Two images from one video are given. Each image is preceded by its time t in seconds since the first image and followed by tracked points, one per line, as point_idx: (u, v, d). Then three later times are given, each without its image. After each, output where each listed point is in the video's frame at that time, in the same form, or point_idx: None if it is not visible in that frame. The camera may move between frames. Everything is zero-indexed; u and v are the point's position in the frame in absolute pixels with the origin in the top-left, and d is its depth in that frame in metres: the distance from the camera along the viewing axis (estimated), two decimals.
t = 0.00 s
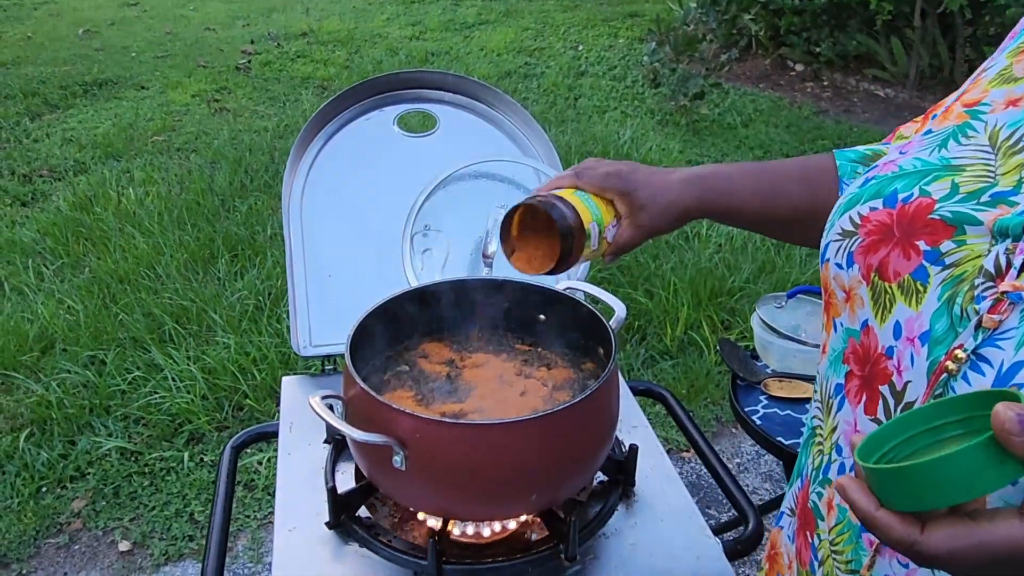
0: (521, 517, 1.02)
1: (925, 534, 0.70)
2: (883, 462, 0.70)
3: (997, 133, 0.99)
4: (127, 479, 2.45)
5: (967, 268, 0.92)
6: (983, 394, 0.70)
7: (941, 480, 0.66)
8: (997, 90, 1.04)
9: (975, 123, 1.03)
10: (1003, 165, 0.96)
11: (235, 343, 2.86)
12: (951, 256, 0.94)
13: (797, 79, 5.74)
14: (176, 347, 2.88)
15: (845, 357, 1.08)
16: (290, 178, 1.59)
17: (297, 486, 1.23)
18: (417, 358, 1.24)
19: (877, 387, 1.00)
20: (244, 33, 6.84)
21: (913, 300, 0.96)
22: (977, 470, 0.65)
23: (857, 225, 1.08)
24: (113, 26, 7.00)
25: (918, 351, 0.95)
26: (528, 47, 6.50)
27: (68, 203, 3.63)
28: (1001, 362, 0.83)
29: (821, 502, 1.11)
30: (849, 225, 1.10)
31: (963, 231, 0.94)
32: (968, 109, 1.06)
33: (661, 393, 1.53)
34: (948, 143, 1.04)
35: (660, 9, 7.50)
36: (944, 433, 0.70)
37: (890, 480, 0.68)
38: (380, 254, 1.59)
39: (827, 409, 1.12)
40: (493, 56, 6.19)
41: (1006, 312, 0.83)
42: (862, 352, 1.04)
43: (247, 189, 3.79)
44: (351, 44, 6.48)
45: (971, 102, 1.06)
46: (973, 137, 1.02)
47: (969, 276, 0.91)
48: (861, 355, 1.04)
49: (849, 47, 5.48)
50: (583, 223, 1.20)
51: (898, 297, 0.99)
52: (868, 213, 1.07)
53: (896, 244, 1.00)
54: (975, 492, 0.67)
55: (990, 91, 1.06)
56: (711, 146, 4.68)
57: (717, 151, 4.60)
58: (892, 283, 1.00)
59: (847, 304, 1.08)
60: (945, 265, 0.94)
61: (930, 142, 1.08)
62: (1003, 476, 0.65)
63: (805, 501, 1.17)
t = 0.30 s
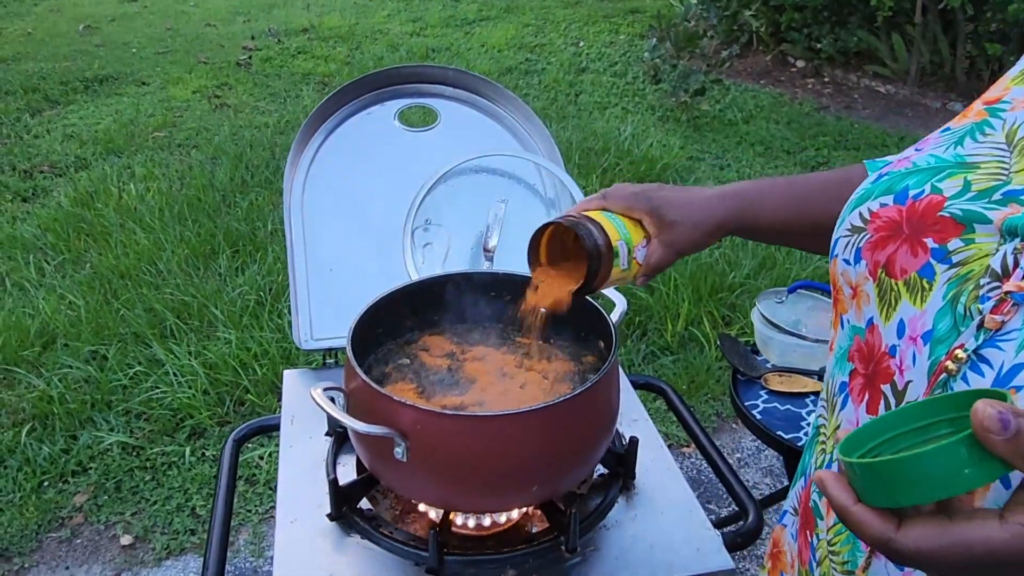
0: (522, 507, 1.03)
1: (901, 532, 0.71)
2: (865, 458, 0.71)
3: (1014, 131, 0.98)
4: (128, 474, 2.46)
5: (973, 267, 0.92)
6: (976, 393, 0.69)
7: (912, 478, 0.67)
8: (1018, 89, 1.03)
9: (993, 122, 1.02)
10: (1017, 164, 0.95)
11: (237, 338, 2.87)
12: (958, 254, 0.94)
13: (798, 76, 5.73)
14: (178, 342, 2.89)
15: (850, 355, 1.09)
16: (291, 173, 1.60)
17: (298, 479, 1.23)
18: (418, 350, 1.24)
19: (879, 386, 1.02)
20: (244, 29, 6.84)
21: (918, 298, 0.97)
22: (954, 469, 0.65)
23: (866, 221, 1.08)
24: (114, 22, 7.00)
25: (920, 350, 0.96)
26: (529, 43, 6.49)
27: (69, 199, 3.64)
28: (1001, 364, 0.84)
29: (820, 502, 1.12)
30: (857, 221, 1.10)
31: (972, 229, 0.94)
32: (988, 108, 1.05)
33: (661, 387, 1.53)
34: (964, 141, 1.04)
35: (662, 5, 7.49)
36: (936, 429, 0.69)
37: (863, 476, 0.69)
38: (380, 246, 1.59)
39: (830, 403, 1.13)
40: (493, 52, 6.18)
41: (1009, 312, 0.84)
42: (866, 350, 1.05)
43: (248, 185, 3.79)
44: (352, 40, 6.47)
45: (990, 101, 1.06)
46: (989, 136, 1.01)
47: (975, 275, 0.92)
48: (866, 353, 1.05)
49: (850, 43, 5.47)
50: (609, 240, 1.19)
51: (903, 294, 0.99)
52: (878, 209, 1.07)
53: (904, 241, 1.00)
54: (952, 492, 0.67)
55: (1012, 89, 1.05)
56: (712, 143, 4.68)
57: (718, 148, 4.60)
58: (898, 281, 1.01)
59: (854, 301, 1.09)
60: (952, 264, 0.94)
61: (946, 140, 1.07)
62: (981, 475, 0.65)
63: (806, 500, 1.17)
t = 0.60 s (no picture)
0: (525, 504, 1.03)
1: (868, 549, 0.79)
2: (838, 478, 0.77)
3: None
4: (131, 470, 2.46)
5: (986, 276, 0.96)
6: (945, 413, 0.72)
7: (880, 494, 0.73)
8: None
9: (1017, 131, 1.10)
10: None
11: (238, 335, 2.87)
12: (972, 263, 0.97)
13: (799, 73, 5.72)
14: (179, 339, 2.89)
15: (863, 362, 1.12)
16: (293, 170, 1.60)
17: (301, 475, 1.24)
18: (420, 347, 1.24)
19: (889, 394, 1.05)
20: (245, 26, 6.83)
21: (930, 307, 1.00)
22: (922, 489, 0.70)
23: (883, 226, 1.12)
24: (114, 18, 6.99)
25: (928, 360, 0.99)
26: (529, 40, 6.48)
27: (70, 196, 3.64)
28: (1005, 377, 0.87)
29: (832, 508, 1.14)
30: (876, 227, 1.13)
31: (987, 238, 0.98)
32: (1014, 116, 1.13)
33: (661, 382, 1.53)
34: (989, 147, 1.11)
35: (663, 2, 7.47)
36: (910, 450, 0.73)
37: (835, 493, 0.76)
38: (381, 243, 1.59)
39: (841, 410, 1.17)
40: (494, 49, 6.17)
41: (1015, 324, 0.87)
42: (879, 357, 1.08)
43: (248, 182, 3.79)
44: (353, 37, 6.46)
45: (1018, 109, 1.13)
46: (1014, 143, 1.09)
47: (987, 285, 0.95)
48: (878, 360, 1.08)
49: (851, 40, 5.46)
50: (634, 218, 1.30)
51: (915, 302, 1.03)
52: (897, 214, 1.11)
53: (920, 247, 1.04)
54: (914, 511, 0.72)
55: None
56: (713, 140, 4.68)
57: (719, 145, 4.59)
58: (911, 288, 1.04)
59: (869, 308, 1.12)
60: (966, 273, 0.98)
61: (971, 145, 1.14)
62: (946, 495, 0.69)
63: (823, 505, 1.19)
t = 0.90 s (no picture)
0: (526, 499, 1.03)
1: (824, 528, 0.83)
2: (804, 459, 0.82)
3: None
4: (132, 467, 2.46)
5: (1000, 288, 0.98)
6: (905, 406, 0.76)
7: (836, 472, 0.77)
8: None
9: None
10: None
11: (239, 332, 2.87)
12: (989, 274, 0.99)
13: (800, 70, 5.71)
14: (180, 335, 2.90)
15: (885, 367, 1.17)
16: (295, 167, 1.60)
17: (303, 471, 1.24)
18: (421, 343, 1.24)
19: (904, 400, 1.10)
20: (246, 23, 6.83)
21: (946, 316, 1.03)
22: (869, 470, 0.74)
23: (906, 235, 1.15)
24: (115, 15, 6.99)
25: (941, 368, 1.02)
26: (530, 37, 6.47)
27: (71, 193, 3.64)
28: (1003, 386, 0.90)
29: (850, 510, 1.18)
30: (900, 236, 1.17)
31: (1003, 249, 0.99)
32: None
33: (660, 379, 1.53)
34: (1014, 156, 1.08)
35: None
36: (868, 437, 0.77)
37: (800, 471, 0.81)
38: (384, 240, 1.60)
39: (868, 413, 1.23)
40: (494, 46, 6.16)
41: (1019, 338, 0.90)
42: (898, 363, 1.13)
43: (249, 179, 3.79)
44: (353, 34, 6.46)
45: None
46: None
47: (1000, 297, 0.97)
48: (896, 366, 1.13)
49: (851, 37, 5.46)
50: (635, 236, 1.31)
51: (933, 311, 1.06)
52: (919, 222, 1.14)
53: (939, 257, 1.07)
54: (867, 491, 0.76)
55: None
56: (714, 137, 4.68)
57: (720, 142, 4.59)
58: (929, 297, 1.07)
59: (892, 314, 1.16)
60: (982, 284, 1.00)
61: (1000, 152, 1.12)
62: (899, 478, 0.73)
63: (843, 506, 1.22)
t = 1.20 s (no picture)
0: (527, 496, 1.03)
1: (803, 506, 0.77)
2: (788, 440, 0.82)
3: None
4: (131, 463, 2.46)
5: (1015, 289, 0.97)
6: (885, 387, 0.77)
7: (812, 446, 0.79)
8: None
9: None
10: None
11: (239, 329, 2.88)
12: (1003, 274, 0.99)
13: (800, 67, 5.71)
14: (180, 332, 2.90)
15: (897, 365, 1.17)
16: (294, 163, 1.60)
17: (302, 468, 1.24)
18: (420, 340, 1.24)
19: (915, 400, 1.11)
20: (245, 20, 6.82)
21: (959, 317, 1.03)
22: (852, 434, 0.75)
23: (922, 232, 1.14)
24: (114, 12, 6.98)
25: (951, 369, 1.02)
26: (529, 35, 6.46)
27: (70, 190, 3.64)
28: (1015, 387, 0.89)
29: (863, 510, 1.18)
30: (916, 233, 1.17)
31: (1018, 250, 0.99)
32: None
33: (661, 376, 1.53)
34: None
35: None
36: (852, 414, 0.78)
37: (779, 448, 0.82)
38: (383, 237, 1.60)
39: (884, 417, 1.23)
40: (494, 44, 6.15)
41: None
42: (909, 362, 1.13)
43: (249, 176, 3.79)
44: (353, 31, 6.45)
45: None
46: None
47: (1014, 298, 0.96)
48: (908, 365, 1.13)
49: (852, 35, 5.46)
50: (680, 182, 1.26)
51: (947, 311, 1.05)
52: (936, 220, 1.13)
53: (954, 256, 1.06)
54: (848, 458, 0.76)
55: None
56: (714, 135, 4.68)
57: (720, 140, 4.59)
58: (944, 296, 1.07)
59: (905, 312, 1.16)
60: (996, 284, 0.99)
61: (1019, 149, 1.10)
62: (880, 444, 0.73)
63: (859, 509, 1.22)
